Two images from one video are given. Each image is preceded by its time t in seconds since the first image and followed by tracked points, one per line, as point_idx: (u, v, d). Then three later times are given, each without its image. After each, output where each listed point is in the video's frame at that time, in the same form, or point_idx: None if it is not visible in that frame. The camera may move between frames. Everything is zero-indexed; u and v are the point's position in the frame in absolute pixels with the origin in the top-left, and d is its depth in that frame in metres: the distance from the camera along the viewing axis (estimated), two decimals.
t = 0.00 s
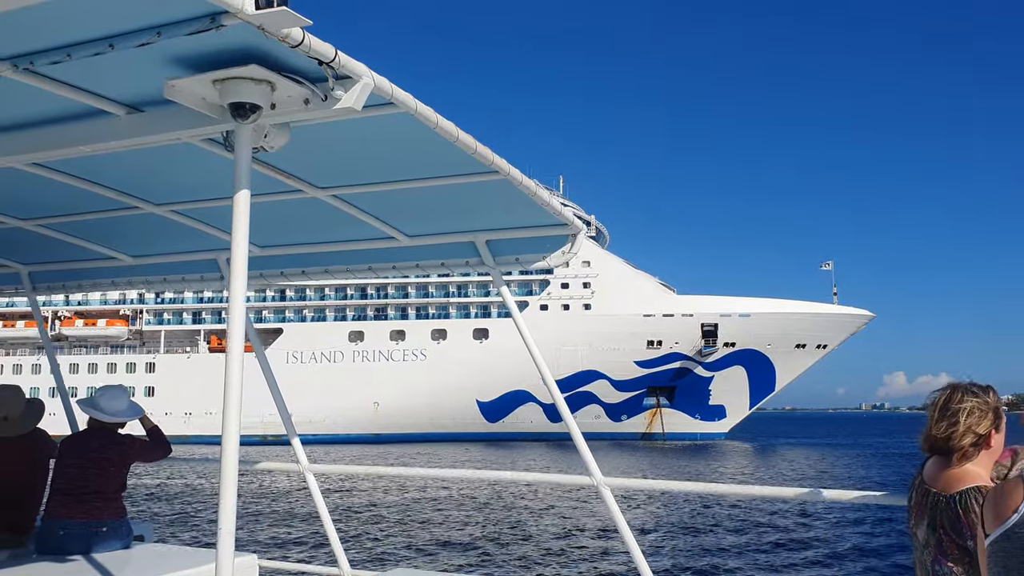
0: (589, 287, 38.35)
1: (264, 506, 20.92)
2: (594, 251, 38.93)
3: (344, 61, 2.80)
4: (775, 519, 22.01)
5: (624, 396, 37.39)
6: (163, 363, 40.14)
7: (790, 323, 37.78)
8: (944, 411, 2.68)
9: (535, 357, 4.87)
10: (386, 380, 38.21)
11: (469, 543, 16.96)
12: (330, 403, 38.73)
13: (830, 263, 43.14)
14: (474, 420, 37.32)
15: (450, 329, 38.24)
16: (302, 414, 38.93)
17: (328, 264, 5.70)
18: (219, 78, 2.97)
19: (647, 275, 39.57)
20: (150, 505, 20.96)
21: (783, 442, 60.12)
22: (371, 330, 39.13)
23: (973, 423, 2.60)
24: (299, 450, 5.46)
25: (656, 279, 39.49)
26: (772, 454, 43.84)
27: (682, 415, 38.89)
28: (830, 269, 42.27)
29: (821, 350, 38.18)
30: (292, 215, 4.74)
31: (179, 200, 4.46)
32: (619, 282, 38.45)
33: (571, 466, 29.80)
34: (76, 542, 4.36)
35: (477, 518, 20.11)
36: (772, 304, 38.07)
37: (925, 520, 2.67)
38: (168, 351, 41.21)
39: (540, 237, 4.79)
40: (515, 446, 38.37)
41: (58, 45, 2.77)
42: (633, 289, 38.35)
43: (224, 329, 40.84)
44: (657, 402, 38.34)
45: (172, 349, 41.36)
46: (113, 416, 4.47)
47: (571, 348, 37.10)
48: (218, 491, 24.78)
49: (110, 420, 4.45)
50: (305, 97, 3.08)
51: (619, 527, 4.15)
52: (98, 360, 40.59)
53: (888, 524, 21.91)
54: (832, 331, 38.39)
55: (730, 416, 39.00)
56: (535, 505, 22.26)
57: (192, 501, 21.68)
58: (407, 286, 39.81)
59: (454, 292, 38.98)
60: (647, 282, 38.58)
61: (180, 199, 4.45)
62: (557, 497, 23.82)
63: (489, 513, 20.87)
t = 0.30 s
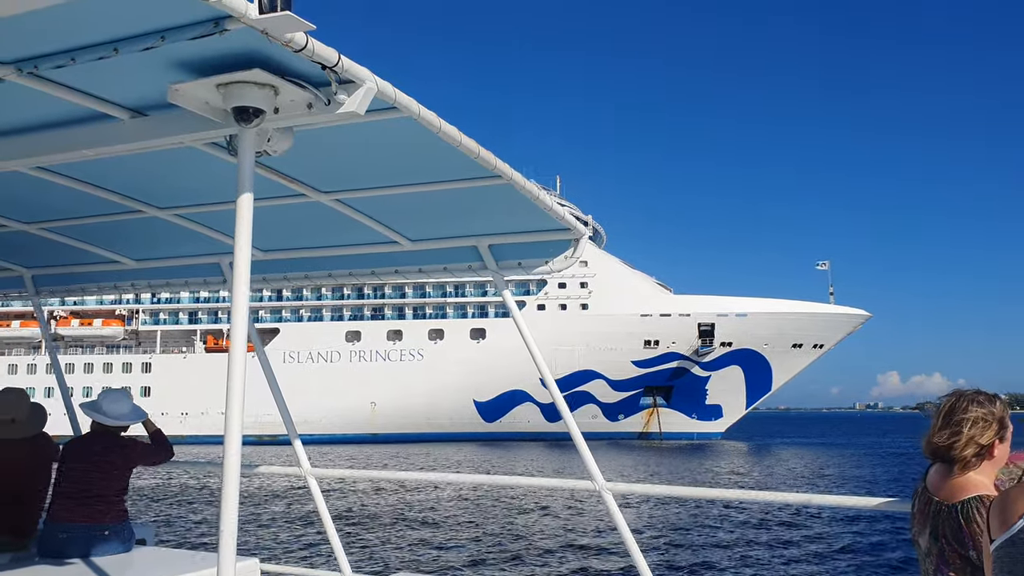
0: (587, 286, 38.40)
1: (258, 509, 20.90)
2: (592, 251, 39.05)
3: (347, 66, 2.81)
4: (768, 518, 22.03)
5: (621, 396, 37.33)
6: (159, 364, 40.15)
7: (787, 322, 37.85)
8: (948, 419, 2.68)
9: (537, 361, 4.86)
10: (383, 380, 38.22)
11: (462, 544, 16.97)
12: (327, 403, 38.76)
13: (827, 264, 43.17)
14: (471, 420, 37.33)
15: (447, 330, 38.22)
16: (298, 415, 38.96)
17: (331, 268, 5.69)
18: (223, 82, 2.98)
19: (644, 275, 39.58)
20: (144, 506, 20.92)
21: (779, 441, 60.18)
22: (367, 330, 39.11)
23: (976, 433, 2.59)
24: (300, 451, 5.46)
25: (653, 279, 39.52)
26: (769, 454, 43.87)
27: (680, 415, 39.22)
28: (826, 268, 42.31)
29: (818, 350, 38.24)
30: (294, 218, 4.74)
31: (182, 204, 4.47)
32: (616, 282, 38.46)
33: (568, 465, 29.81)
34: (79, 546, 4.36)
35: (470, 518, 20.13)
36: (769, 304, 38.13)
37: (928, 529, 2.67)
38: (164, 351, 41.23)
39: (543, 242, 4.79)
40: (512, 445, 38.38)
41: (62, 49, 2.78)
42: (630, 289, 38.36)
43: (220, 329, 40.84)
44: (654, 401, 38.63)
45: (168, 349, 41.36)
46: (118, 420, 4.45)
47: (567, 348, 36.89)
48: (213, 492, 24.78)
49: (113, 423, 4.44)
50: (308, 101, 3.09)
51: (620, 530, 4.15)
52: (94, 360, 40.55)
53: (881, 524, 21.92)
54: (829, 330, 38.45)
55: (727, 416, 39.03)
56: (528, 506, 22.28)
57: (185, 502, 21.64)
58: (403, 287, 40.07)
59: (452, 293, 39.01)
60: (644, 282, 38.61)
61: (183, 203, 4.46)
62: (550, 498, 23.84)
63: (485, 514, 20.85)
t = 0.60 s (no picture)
0: (585, 287, 38.25)
1: (252, 513, 20.86)
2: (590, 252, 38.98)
3: (350, 73, 2.82)
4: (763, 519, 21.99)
5: (620, 396, 37.26)
6: (156, 364, 40.12)
7: (785, 322, 37.84)
8: (955, 427, 2.67)
9: (539, 364, 4.86)
10: (382, 381, 38.24)
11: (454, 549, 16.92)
12: (325, 403, 38.79)
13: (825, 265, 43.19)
14: (469, 419, 37.29)
15: (446, 330, 38.16)
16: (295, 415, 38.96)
17: (333, 274, 5.69)
18: (226, 89, 2.99)
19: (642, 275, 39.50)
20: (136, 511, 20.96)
21: (777, 441, 60.16)
22: (366, 330, 39.08)
23: (983, 444, 2.58)
24: (300, 453, 5.46)
25: (651, 279, 39.45)
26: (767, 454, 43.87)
27: (676, 415, 38.92)
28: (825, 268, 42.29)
29: (815, 350, 38.24)
30: (298, 225, 4.75)
31: (185, 210, 4.47)
32: (615, 283, 38.27)
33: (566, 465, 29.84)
34: (82, 552, 4.36)
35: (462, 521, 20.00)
36: (767, 304, 38.10)
37: (932, 537, 2.66)
38: (161, 351, 41.25)
39: (546, 247, 4.79)
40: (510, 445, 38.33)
41: (66, 55, 2.78)
42: (628, 290, 38.17)
43: (217, 329, 40.86)
44: (652, 401, 38.43)
45: (166, 349, 41.38)
46: (122, 425, 4.46)
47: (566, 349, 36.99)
48: (208, 494, 24.80)
49: (117, 428, 4.45)
50: (312, 107, 3.10)
51: (623, 536, 4.15)
52: (91, 360, 40.55)
53: (876, 526, 21.88)
54: (827, 331, 38.44)
55: (724, 416, 39.01)
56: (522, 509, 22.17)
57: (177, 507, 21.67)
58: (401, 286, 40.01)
59: (449, 293, 38.95)
60: (643, 282, 38.51)
61: (186, 210, 4.47)
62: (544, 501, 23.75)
63: (480, 518, 20.85)
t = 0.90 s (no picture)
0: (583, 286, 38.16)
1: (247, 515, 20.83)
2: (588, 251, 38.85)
3: (352, 77, 2.81)
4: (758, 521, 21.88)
5: (616, 395, 37.40)
6: (153, 363, 40.09)
7: (783, 322, 37.80)
8: (958, 432, 2.67)
9: (540, 368, 4.84)
10: (380, 380, 38.26)
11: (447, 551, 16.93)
12: (322, 403, 38.78)
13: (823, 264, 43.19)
14: (466, 419, 37.32)
15: (443, 329, 38.10)
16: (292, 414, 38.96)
17: (336, 278, 5.69)
18: (227, 93, 2.99)
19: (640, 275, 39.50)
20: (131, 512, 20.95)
21: (775, 440, 60.14)
22: (363, 329, 39.07)
23: (986, 449, 2.58)
24: (302, 456, 5.44)
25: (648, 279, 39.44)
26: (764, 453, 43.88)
27: (673, 414, 38.88)
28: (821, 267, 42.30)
29: (813, 350, 38.16)
30: (299, 230, 4.76)
31: (187, 214, 4.47)
32: (612, 282, 38.16)
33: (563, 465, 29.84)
34: (84, 557, 4.36)
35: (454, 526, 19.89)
36: (764, 303, 38.05)
37: (935, 541, 2.66)
38: (158, 350, 41.26)
39: (547, 251, 4.78)
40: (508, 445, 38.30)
41: (69, 60, 2.79)
42: (625, 288, 38.15)
43: (214, 328, 40.82)
44: (649, 400, 38.49)
45: (162, 348, 41.39)
46: (126, 428, 4.47)
47: (564, 348, 36.97)
48: (204, 496, 24.76)
49: (117, 432, 4.45)
50: (313, 111, 3.09)
51: (625, 541, 4.14)
52: (87, 359, 40.56)
53: (870, 525, 21.86)
54: (825, 330, 38.40)
55: (721, 415, 39.02)
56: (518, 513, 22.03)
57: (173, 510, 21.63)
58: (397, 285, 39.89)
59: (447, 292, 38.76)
60: (641, 282, 38.48)
61: (188, 214, 4.47)
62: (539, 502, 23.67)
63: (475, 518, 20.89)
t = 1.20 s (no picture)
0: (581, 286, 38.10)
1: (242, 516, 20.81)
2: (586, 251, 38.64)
3: (355, 79, 2.81)
4: (752, 520, 21.89)
5: (614, 395, 37.44)
6: (151, 362, 40.12)
7: (780, 322, 37.77)
8: (960, 432, 2.67)
9: (543, 370, 4.83)
10: (378, 379, 38.28)
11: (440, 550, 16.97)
12: (319, 403, 38.78)
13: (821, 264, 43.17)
14: (464, 419, 37.33)
15: (441, 329, 38.06)
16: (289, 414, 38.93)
17: (339, 280, 5.69)
18: (231, 96, 3.00)
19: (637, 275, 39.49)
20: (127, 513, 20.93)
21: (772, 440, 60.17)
22: (361, 329, 39.07)
23: (987, 449, 2.58)
24: (305, 458, 5.43)
25: (647, 279, 39.42)
26: (762, 453, 43.88)
27: (671, 414, 38.76)
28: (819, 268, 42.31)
29: (811, 350, 38.14)
30: (302, 232, 4.76)
31: (190, 217, 4.48)
32: (610, 282, 38.13)
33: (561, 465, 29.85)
34: (87, 559, 4.35)
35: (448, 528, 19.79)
36: (761, 303, 38.03)
37: (936, 544, 2.66)
38: (155, 349, 41.25)
39: (550, 253, 4.78)
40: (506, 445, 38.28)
41: (72, 63, 2.79)
42: (623, 288, 38.13)
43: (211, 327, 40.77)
44: (647, 400, 38.36)
45: (160, 347, 41.35)
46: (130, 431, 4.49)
47: (562, 348, 36.89)
48: (199, 497, 24.76)
49: (116, 434, 4.45)
50: (316, 114, 3.10)
51: (629, 543, 4.13)
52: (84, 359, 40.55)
53: (865, 526, 21.86)
54: (822, 331, 38.41)
55: (719, 416, 39.02)
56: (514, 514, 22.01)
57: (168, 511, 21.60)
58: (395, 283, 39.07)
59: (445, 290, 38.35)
60: (638, 282, 38.52)
61: (190, 216, 4.47)
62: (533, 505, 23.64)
63: (469, 519, 20.86)
